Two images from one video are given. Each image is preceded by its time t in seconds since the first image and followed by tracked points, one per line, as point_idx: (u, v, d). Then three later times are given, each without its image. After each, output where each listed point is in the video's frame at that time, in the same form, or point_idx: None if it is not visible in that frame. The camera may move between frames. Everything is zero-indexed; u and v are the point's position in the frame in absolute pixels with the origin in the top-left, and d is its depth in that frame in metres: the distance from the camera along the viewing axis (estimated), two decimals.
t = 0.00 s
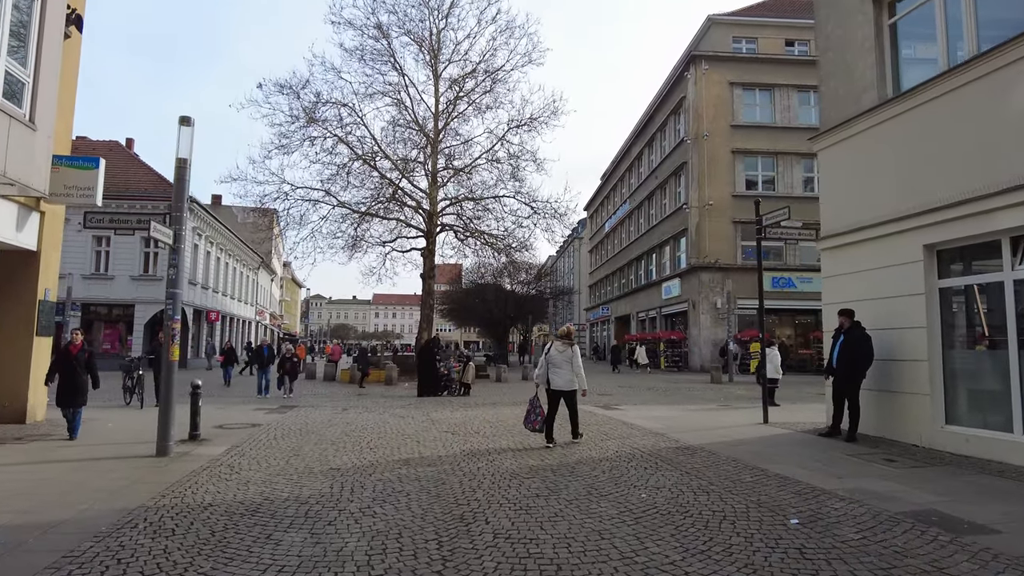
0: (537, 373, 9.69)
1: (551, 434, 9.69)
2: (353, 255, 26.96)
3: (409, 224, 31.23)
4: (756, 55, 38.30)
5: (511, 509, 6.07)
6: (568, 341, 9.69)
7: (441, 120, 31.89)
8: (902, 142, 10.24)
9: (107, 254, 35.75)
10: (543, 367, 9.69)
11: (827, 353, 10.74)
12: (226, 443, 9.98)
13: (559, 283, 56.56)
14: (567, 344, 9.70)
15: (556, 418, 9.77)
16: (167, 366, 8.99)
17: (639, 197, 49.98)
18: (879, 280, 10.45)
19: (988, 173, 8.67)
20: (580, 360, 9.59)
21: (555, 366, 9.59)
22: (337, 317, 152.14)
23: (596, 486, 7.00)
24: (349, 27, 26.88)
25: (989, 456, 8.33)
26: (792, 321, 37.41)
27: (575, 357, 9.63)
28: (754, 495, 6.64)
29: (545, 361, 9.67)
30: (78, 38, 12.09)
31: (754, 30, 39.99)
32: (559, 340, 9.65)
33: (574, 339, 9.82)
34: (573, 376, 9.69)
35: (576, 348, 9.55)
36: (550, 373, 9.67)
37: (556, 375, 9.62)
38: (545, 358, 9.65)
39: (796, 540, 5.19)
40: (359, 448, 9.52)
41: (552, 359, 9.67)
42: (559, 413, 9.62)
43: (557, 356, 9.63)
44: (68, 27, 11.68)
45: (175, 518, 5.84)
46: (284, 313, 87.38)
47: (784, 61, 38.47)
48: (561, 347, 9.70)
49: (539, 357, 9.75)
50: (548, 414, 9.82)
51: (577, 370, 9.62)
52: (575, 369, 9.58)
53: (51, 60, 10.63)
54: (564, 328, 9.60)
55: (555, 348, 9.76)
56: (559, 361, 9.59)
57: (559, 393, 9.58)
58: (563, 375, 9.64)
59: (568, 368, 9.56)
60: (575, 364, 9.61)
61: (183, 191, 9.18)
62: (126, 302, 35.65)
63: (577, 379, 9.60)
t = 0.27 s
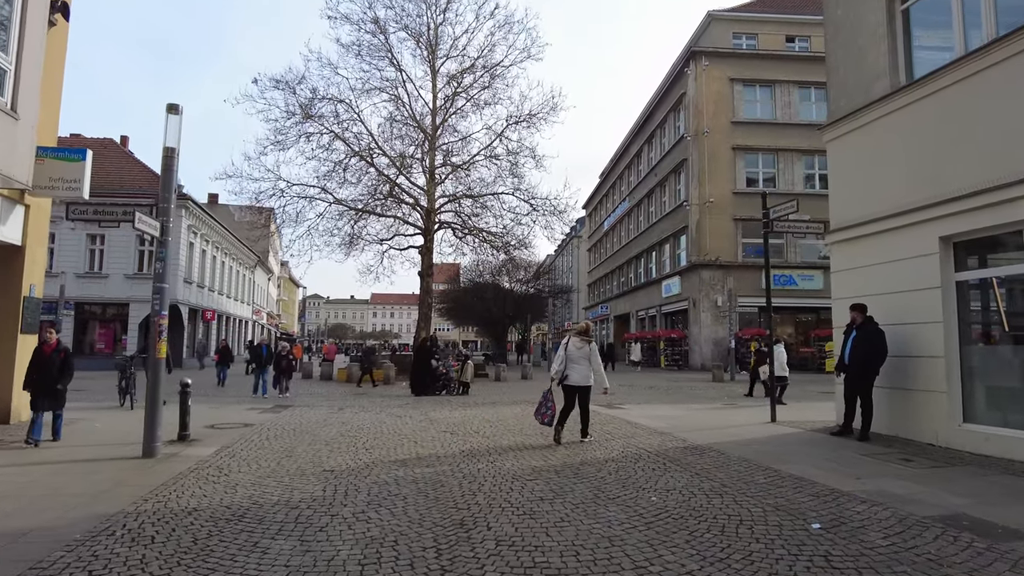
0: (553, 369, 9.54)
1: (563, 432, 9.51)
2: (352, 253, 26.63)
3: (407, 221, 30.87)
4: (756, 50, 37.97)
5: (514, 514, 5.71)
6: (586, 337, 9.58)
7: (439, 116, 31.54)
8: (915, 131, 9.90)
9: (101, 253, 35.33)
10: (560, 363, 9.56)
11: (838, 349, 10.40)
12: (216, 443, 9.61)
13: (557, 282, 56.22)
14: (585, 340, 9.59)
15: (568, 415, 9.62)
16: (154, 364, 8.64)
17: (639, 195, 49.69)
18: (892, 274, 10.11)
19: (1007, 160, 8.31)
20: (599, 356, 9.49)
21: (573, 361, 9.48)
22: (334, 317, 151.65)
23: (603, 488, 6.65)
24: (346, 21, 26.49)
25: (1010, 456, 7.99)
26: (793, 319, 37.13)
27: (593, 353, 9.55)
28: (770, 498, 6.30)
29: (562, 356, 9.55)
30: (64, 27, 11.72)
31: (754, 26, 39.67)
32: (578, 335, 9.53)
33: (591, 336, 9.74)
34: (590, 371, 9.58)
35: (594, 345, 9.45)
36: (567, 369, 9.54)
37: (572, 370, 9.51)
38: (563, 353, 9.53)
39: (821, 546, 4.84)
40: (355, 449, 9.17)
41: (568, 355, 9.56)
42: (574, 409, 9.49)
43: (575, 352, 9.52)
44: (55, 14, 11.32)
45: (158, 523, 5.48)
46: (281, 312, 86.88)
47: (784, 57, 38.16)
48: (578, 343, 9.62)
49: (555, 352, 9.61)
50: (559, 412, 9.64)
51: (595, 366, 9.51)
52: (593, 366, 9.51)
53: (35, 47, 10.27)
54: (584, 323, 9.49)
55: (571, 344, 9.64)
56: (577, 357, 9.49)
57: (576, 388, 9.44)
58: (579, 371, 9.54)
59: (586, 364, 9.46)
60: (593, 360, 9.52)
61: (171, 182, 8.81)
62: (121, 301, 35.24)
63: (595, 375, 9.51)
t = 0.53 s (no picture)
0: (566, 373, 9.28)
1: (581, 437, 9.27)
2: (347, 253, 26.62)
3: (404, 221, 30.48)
4: (756, 48, 37.66)
5: (516, 531, 5.34)
6: (599, 339, 9.38)
7: (436, 114, 31.19)
8: (930, 125, 9.57)
9: (93, 253, 34.84)
10: (574, 367, 9.32)
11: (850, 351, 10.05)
12: (204, 451, 9.22)
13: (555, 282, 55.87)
14: (598, 343, 9.38)
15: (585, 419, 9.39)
16: (137, 368, 8.17)
17: (637, 194, 49.39)
18: (906, 273, 9.77)
19: None
20: (614, 358, 9.26)
21: (587, 365, 9.23)
22: (331, 317, 151.13)
23: (610, 501, 6.29)
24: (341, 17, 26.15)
25: None
26: (794, 319, 36.84)
27: (607, 356, 9.30)
28: (788, 511, 5.94)
29: (576, 360, 9.31)
30: (47, 19, 11.32)
31: (754, 24, 39.36)
32: (591, 338, 9.33)
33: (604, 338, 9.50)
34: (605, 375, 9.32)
35: (608, 346, 9.24)
36: (580, 373, 9.28)
37: (587, 374, 9.25)
38: (576, 357, 9.27)
39: (848, 567, 4.49)
40: (349, 456, 8.81)
41: (582, 359, 9.33)
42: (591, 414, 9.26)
43: (589, 355, 9.30)
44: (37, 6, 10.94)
45: (133, 542, 5.11)
46: (277, 313, 86.38)
47: (784, 55, 37.86)
48: (591, 345, 9.37)
49: (568, 356, 9.37)
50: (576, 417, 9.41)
51: (610, 369, 9.26)
52: (609, 368, 9.26)
53: (15, 40, 9.87)
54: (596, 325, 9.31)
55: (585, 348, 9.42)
56: (591, 360, 9.25)
57: (591, 392, 9.16)
58: (594, 374, 9.28)
59: (601, 367, 9.21)
60: (608, 363, 9.28)
61: (154, 178, 8.41)
62: (113, 302, 34.79)
63: (610, 378, 9.25)
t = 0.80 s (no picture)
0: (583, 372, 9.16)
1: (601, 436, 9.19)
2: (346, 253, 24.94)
3: (403, 218, 30.13)
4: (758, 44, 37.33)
5: (526, 541, 4.97)
6: (616, 338, 9.20)
7: (436, 110, 30.81)
8: (950, 114, 9.23)
9: (89, 251, 34.45)
10: (591, 366, 9.15)
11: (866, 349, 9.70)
12: (196, 453, 8.87)
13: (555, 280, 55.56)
14: (615, 342, 9.20)
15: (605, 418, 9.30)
16: (125, 367, 7.79)
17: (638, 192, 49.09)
18: (924, 268, 9.44)
19: None
20: (632, 357, 9.09)
21: (605, 364, 9.06)
22: (330, 316, 150.80)
23: (624, 506, 5.96)
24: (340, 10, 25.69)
25: None
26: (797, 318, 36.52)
27: (625, 354, 9.13)
28: (814, 516, 5.59)
29: (593, 359, 9.16)
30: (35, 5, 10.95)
31: (756, 20, 39.01)
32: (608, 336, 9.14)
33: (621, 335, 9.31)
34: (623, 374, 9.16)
35: (626, 345, 9.06)
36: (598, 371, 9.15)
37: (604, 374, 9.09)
38: (593, 357, 9.11)
39: None
40: (348, 457, 8.50)
41: (599, 358, 9.16)
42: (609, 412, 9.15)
43: (606, 355, 9.12)
44: None
45: (117, 552, 4.76)
46: (275, 312, 85.98)
47: (787, 51, 37.53)
48: (608, 344, 9.19)
49: (585, 356, 9.21)
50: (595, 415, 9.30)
51: (628, 368, 9.10)
52: (626, 367, 9.09)
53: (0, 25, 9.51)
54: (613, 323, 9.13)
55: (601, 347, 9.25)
56: (608, 359, 9.08)
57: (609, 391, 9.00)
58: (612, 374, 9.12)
59: (619, 366, 9.05)
60: (626, 361, 9.11)
61: (144, 167, 8.04)
62: (109, 300, 34.41)
63: (628, 377, 9.08)
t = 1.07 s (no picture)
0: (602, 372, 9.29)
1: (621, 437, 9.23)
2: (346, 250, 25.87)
3: (403, 217, 29.80)
4: (763, 42, 36.99)
5: (541, 559, 4.64)
6: (634, 338, 9.28)
7: (437, 108, 30.53)
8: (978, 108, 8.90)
9: (86, 250, 34.09)
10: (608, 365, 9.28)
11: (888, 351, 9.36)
12: (191, 459, 8.54)
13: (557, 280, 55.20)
14: (633, 342, 9.27)
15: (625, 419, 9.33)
16: (117, 370, 7.44)
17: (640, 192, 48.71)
18: (948, 268, 9.11)
19: None
20: (647, 357, 9.13)
21: (621, 364, 9.15)
22: (329, 316, 150.44)
23: (643, 521, 5.60)
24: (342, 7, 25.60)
25: None
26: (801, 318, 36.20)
27: (641, 354, 9.19)
28: (846, 531, 5.26)
29: (610, 359, 9.27)
30: None
31: (761, 18, 38.66)
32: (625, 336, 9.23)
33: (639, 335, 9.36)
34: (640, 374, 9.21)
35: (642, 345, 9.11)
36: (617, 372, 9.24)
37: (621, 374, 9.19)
38: (610, 356, 9.22)
39: None
40: (348, 465, 8.14)
41: (617, 358, 9.26)
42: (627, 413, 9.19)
43: (623, 355, 9.21)
44: None
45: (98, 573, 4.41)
46: (275, 312, 85.55)
47: (791, 49, 37.20)
48: (625, 344, 9.28)
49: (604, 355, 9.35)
50: (617, 416, 9.38)
51: (644, 368, 9.14)
52: (643, 367, 9.13)
53: None
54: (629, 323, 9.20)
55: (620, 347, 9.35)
56: (624, 359, 9.16)
57: (625, 391, 9.08)
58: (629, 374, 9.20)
59: (635, 366, 9.10)
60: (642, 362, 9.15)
61: (138, 162, 7.69)
62: (107, 299, 34.09)
63: (644, 378, 9.13)
